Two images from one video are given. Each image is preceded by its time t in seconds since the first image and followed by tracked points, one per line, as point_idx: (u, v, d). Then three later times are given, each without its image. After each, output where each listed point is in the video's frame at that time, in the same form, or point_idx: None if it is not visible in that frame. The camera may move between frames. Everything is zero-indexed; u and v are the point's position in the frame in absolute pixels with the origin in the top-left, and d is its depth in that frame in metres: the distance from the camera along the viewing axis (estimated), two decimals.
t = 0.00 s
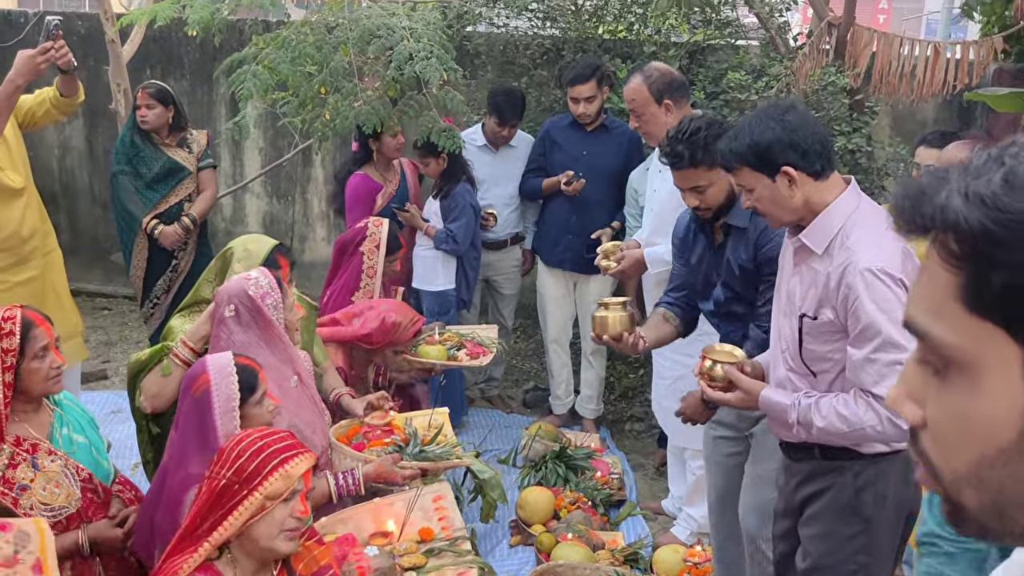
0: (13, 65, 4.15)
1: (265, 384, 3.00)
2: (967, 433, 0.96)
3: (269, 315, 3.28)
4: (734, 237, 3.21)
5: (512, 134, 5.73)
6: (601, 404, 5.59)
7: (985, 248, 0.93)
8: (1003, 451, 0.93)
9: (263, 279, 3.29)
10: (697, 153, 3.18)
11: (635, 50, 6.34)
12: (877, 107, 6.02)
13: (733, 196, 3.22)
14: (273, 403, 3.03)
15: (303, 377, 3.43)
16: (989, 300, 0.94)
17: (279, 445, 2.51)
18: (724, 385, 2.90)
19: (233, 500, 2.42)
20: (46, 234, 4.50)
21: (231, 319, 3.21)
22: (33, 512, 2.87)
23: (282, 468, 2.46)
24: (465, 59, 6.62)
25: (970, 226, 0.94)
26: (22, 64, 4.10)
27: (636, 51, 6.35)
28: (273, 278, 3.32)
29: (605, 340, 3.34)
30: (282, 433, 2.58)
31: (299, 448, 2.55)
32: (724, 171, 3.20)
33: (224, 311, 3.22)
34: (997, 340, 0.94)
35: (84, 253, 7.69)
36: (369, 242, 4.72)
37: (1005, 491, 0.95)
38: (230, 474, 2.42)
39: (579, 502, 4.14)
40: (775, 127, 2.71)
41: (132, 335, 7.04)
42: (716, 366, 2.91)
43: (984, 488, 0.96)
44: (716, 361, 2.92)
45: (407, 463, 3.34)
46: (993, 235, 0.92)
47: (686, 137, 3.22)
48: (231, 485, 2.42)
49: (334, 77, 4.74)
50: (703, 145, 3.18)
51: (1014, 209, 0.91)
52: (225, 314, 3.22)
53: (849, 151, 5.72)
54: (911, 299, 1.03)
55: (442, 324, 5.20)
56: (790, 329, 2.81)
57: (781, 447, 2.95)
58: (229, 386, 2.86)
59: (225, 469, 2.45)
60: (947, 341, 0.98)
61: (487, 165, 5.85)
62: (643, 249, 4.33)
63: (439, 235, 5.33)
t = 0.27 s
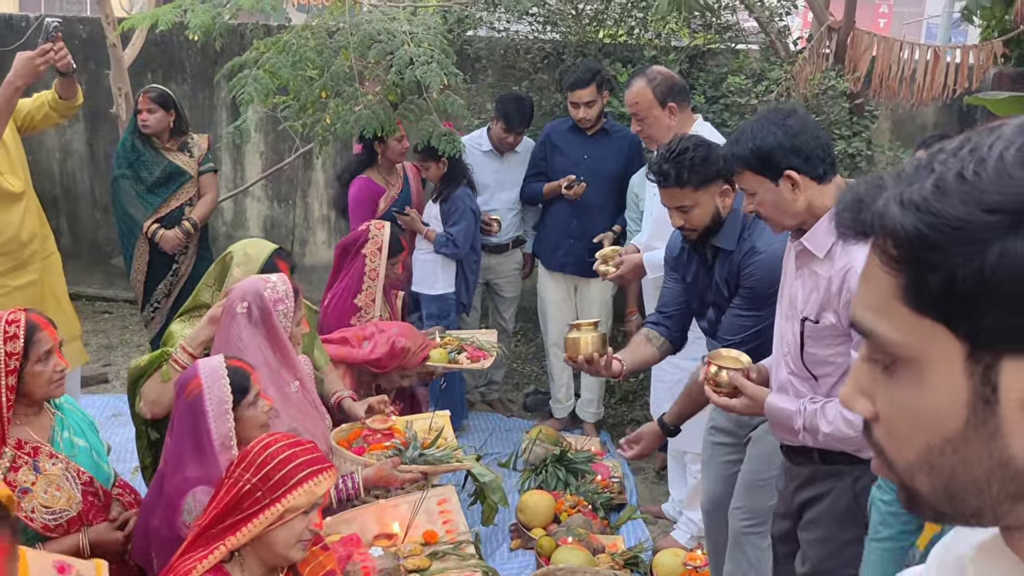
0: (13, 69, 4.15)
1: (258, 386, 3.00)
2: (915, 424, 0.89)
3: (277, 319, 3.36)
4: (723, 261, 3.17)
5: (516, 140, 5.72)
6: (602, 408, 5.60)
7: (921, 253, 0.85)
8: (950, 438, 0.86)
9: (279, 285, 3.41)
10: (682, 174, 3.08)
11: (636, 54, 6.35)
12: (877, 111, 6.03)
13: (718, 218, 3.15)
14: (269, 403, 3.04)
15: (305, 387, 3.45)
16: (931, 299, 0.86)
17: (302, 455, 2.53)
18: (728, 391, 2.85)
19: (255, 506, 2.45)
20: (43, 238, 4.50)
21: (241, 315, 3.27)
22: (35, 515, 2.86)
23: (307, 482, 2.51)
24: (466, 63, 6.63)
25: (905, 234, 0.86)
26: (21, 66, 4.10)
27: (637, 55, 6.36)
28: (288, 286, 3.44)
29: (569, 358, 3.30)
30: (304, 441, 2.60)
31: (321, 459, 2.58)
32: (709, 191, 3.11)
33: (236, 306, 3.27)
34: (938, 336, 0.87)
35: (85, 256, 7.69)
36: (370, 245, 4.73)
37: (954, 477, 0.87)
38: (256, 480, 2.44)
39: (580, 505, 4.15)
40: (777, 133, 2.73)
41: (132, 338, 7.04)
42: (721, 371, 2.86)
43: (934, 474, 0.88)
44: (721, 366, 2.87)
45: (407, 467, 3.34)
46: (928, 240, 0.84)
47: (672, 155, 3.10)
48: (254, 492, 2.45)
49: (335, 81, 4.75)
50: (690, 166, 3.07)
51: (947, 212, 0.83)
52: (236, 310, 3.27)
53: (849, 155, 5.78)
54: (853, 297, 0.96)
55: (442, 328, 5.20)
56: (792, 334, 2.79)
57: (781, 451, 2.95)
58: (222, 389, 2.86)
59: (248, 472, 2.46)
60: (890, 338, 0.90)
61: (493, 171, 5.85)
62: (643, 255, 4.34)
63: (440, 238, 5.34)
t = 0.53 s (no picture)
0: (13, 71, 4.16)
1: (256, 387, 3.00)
2: (888, 429, 0.92)
3: (280, 322, 3.37)
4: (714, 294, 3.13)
5: (517, 143, 5.71)
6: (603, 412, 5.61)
7: (882, 261, 0.90)
8: (921, 438, 0.90)
9: (284, 288, 3.42)
10: (668, 201, 3.03)
11: (636, 58, 6.37)
12: (877, 115, 6.03)
13: (702, 249, 3.09)
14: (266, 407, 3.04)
15: (306, 390, 3.48)
16: (896, 305, 0.90)
17: (318, 460, 2.55)
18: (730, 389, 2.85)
19: (266, 509, 2.45)
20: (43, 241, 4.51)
21: (245, 318, 3.29)
22: (33, 518, 2.87)
23: (320, 487, 2.52)
24: (466, 67, 6.64)
25: (868, 245, 0.90)
26: (22, 69, 4.11)
27: (637, 59, 6.37)
28: (295, 289, 3.44)
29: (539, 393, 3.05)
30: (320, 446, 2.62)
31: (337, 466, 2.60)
32: (696, 222, 3.05)
33: (240, 309, 3.29)
34: (902, 340, 0.91)
35: (86, 260, 7.69)
36: (369, 248, 4.73)
37: (928, 477, 0.91)
38: (269, 482, 2.45)
39: (579, 509, 4.15)
40: (783, 134, 2.74)
41: (133, 342, 7.04)
42: (721, 369, 2.85)
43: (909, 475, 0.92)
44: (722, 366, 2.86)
45: (410, 471, 3.35)
46: (890, 249, 0.88)
47: (660, 180, 3.06)
48: (267, 494, 2.46)
49: (336, 84, 4.77)
50: (676, 195, 3.02)
51: (903, 223, 0.87)
52: (240, 313, 3.29)
53: (850, 158, 5.77)
54: (817, 309, 0.99)
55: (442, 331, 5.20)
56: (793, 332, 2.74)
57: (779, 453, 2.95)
58: (218, 390, 2.86)
59: (261, 473, 2.47)
60: (856, 344, 0.94)
61: (493, 175, 5.85)
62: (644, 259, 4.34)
63: (439, 241, 5.34)
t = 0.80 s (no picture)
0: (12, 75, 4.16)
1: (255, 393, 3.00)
2: (888, 442, 0.92)
3: (281, 327, 3.38)
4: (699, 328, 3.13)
5: (515, 147, 5.71)
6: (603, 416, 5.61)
7: (874, 277, 0.89)
8: (922, 450, 0.90)
9: (285, 293, 3.41)
10: (646, 246, 2.94)
11: (636, 61, 6.37)
12: (877, 117, 6.03)
13: (680, 289, 3.07)
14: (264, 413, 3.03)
15: (310, 393, 3.51)
16: (893, 319, 0.89)
17: (334, 467, 2.56)
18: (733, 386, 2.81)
19: (282, 514, 2.46)
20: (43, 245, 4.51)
21: (247, 323, 3.29)
22: (32, 523, 2.87)
23: (335, 493, 2.53)
24: (466, 70, 6.65)
25: (859, 261, 0.90)
26: (21, 73, 4.11)
27: (637, 62, 6.37)
28: (296, 294, 3.44)
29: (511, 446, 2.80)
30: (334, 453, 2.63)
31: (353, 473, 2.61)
32: (674, 266, 2.99)
33: (241, 314, 3.30)
34: (899, 353, 0.90)
35: (87, 263, 7.69)
36: (370, 250, 4.72)
37: (931, 487, 0.91)
38: (285, 487, 2.46)
39: (579, 513, 4.14)
40: (784, 136, 2.74)
41: (133, 346, 7.04)
42: (727, 367, 2.82)
43: (912, 486, 0.92)
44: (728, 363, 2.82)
45: (413, 476, 3.36)
46: (882, 263, 0.88)
47: (638, 225, 2.96)
48: (283, 498, 2.46)
49: (336, 88, 4.77)
50: (654, 241, 2.93)
51: (895, 237, 0.87)
52: (242, 318, 3.30)
53: (850, 162, 5.77)
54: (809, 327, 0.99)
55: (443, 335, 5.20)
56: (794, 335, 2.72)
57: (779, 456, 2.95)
58: (217, 395, 2.85)
59: (277, 477, 2.48)
60: (852, 361, 0.93)
61: (493, 178, 5.85)
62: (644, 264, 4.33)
63: (438, 245, 5.33)
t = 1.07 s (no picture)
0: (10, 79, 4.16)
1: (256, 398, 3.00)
2: (903, 455, 0.92)
3: (281, 331, 3.38)
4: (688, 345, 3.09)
5: (514, 149, 5.72)
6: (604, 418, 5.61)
7: (886, 288, 0.89)
8: (939, 462, 0.90)
9: (285, 297, 3.41)
10: (628, 270, 2.90)
11: (635, 62, 6.36)
12: (877, 118, 6.03)
13: (664, 309, 3.04)
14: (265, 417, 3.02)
15: (312, 397, 3.52)
16: (906, 331, 0.89)
17: (343, 471, 2.57)
18: (739, 381, 2.79)
19: (293, 518, 2.46)
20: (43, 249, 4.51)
21: (247, 327, 3.30)
22: (33, 528, 2.87)
23: (345, 499, 2.54)
24: (466, 73, 6.68)
25: (870, 273, 0.90)
26: (18, 76, 4.11)
27: (636, 63, 6.36)
28: (296, 297, 3.45)
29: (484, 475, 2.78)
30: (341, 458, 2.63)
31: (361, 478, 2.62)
32: (658, 287, 2.96)
33: (241, 318, 3.31)
34: (913, 363, 0.90)
35: (87, 266, 7.70)
36: (369, 251, 4.74)
37: (947, 499, 0.91)
38: (296, 491, 2.46)
39: (580, 515, 4.14)
40: (787, 140, 2.74)
41: (133, 349, 7.04)
42: (734, 361, 2.80)
43: (928, 498, 0.91)
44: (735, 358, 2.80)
45: (414, 477, 3.37)
46: (894, 274, 0.88)
47: (620, 247, 2.93)
48: (294, 503, 2.46)
49: (335, 91, 4.78)
50: (636, 264, 2.90)
51: (905, 247, 0.87)
52: (242, 322, 3.31)
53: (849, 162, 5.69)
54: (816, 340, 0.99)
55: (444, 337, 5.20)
56: (797, 339, 2.71)
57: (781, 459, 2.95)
58: (218, 397, 2.85)
59: (287, 481, 2.48)
60: (867, 374, 0.93)
61: (493, 180, 5.85)
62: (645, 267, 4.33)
63: (439, 247, 5.33)
